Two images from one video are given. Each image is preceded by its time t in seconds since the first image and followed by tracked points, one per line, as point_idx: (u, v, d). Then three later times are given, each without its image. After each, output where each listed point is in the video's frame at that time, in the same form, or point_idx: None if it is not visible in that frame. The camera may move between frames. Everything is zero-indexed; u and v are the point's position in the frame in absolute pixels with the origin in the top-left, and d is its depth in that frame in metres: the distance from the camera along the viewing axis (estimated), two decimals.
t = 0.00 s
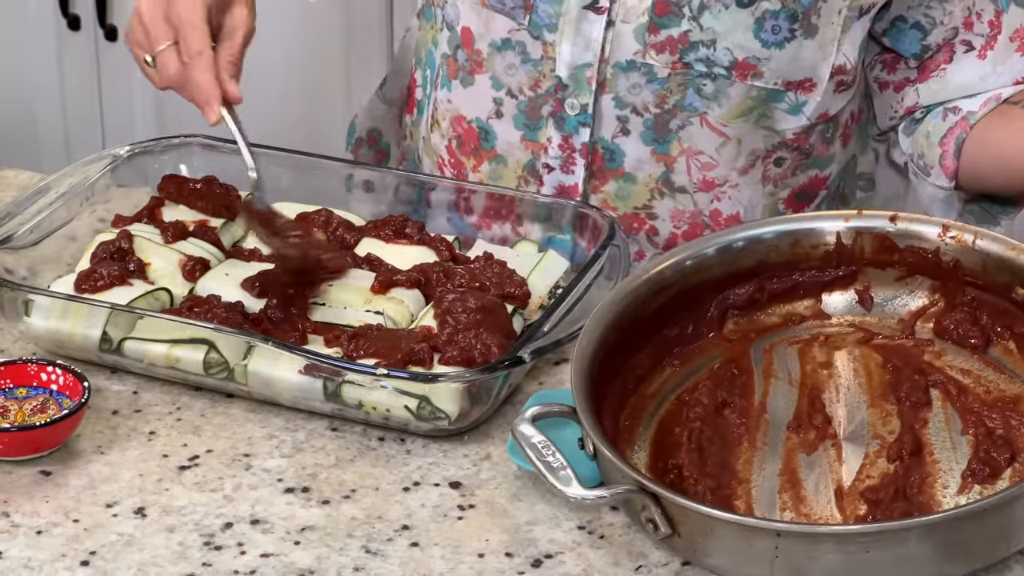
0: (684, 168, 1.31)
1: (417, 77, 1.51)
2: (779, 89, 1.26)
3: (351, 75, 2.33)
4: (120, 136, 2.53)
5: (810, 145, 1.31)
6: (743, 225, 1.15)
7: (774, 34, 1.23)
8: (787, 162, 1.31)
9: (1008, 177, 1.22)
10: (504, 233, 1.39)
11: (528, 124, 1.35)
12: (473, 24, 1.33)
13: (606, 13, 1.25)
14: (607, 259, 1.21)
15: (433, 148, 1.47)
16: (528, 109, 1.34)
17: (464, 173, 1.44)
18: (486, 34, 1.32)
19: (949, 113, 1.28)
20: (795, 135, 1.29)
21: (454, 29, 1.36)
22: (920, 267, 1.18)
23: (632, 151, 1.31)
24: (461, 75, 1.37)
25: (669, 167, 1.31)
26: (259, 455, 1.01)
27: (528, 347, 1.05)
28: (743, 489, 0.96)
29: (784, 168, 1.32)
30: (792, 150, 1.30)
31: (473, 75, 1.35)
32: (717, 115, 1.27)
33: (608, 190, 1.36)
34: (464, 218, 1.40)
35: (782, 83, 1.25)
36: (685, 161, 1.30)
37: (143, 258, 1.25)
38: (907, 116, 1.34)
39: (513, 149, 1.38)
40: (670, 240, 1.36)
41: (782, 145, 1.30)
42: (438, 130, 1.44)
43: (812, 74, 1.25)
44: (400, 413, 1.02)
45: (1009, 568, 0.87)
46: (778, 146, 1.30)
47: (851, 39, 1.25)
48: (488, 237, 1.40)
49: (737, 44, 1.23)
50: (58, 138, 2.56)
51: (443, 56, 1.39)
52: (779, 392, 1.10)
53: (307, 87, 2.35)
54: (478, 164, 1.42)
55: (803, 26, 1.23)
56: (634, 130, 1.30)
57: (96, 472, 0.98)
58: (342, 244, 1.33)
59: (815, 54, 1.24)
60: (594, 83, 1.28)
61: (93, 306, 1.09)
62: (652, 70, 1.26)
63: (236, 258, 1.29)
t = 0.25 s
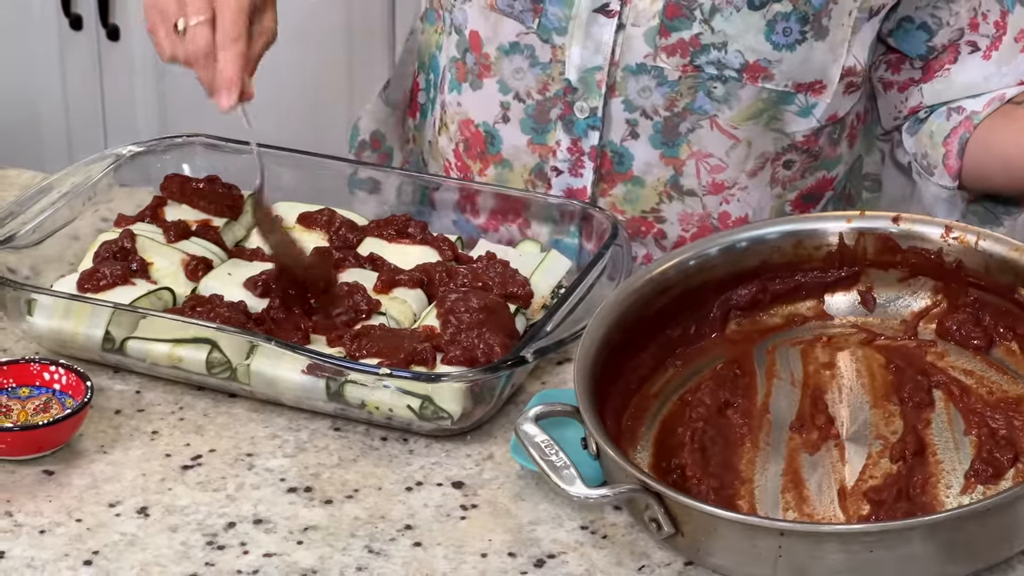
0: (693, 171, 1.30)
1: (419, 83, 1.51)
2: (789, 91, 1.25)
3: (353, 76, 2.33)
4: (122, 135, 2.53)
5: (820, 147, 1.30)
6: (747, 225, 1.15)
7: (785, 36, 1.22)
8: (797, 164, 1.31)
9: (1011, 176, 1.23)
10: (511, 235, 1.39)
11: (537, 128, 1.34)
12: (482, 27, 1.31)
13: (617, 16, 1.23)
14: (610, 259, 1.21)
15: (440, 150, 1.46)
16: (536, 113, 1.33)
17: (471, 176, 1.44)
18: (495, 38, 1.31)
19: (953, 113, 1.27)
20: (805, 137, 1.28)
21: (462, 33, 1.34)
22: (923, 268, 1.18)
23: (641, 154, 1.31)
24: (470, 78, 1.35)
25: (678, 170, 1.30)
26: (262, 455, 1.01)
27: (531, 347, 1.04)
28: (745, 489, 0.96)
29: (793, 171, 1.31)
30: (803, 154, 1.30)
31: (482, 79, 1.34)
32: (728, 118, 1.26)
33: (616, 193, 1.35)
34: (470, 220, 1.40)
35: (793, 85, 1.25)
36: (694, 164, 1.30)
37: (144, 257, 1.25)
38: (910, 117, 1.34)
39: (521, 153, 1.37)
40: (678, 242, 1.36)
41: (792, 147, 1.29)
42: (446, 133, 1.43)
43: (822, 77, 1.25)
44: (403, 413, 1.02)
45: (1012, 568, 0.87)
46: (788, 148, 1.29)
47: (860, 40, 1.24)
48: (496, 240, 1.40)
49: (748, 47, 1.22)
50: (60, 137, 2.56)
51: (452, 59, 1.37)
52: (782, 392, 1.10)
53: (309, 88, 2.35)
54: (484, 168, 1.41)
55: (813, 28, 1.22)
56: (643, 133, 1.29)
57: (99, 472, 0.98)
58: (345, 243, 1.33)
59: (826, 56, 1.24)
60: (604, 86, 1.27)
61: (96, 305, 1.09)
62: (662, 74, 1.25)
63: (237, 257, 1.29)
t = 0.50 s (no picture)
0: (695, 172, 1.30)
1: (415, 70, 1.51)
2: (792, 91, 1.25)
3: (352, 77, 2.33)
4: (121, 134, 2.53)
5: (821, 149, 1.30)
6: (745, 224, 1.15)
7: (787, 37, 1.23)
8: (798, 164, 1.30)
9: (1010, 176, 1.23)
10: (514, 235, 1.38)
11: (538, 128, 1.34)
12: (483, 24, 1.31)
13: (616, 17, 1.23)
14: (609, 259, 1.21)
15: (440, 148, 1.46)
16: (537, 113, 1.33)
17: (473, 175, 1.43)
18: (496, 35, 1.31)
19: (951, 113, 1.27)
20: (807, 138, 1.28)
21: (463, 30, 1.34)
22: (921, 267, 1.18)
23: (642, 155, 1.30)
24: (470, 77, 1.35)
25: (680, 173, 1.30)
26: (260, 455, 1.01)
27: (530, 346, 1.04)
28: (744, 489, 0.96)
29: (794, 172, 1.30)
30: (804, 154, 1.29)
31: (482, 77, 1.34)
32: (729, 119, 1.26)
33: (617, 196, 1.35)
34: (472, 220, 1.40)
35: (794, 86, 1.25)
36: (696, 166, 1.29)
37: (144, 257, 1.23)
38: (909, 117, 1.33)
39: (523, 152, 1.37)
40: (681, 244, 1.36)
41: (793, 148, 1.29)
42: (446, 131, 1.43)
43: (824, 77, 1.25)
44: (401, 413, 1.01)
45: (1010, 568, 0.87)
46: (789, 148, 1.29)
47: (861, 42, 1.25)
48: (499, 240, 1.39)
49: (750, 48, 1.23)
50: (59, 136, 2.56)
51: (453, 56, 1.37)
52: (780, 392, 1.10)
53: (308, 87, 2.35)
54: (486, 167, 1.41)
55: (816, 30, 1.22)
56: (644, 134, 1.29)
57: (97, 471, 0.98)
58: (344, 242, 1.33)
59: (828, 58, 1.24)
60: (603, 88, 1.27)
61: (94, 304, 1.09)
62: (664, 75, 1.25)
63: (238, 258, 1.29)
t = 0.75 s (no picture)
0: (691, 171, 1.29)
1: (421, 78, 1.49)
2: (786, 90, 1.25)
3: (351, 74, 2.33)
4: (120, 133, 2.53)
5: (816, 148, 1.30)
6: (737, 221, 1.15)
7: (780, 36, 1.22)
8: (793, 165, 1.30)
9: (1008, 173, 1.22)
10: (511, 236, 1.39)
11: (536, 128, 1.34)
12: (477, 26, 1.31)
13: (612, 15, 1.23)
14: (609, 258, 1.21)
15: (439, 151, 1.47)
16: (534, 113, 1.33)
17: (470, 176, 1.43)
18: (491, 37, 1.31)
19: (949, 111, 1.28)
20: (802, 137, 1.28)
21: (458, 32, 1.34)
22: (920, 259, 1.17)
23: (638, 155, 1.30)
24: (465, 79, 1.35)
25: (675, 170, 1.30)
26: (260, 454, 1.01)
27: (529, 346, 1.04)
28: (744, 487, 0.96)
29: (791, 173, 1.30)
30: (799, 154, 1.29)
31: (478, 78, 1.34)
32: (723, 119, 1.26)
33: (613, 195, 1.34)
34: (472, 221, 1.40)
35: (789, 84, 1.25)
36: (691, 164, 1.29)
37: (142, 255, 1.25)
38: (907, 117, 1.33)
39: (520, 152, 1.37)
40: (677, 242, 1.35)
41: (788, 148, 1.29)
42: (443, 134, 1.43)
43: (818, 75, 1.25)
44: (401, 412, 1.01)
45: (1010, 566, 0.87)
46: (784, 148, 1.28)
47: (858, 40, 1.24)
48: (497, 241, 1.39)
49: (743, 47, 1.22)
50: (59, 135, 2.56)
51: (448, 58, 1.37)
52: (780, 388, 1.10)
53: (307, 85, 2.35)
54: (485, 168, 1.41)
55: (809, 27, 1.22)
56: (640, 133, 1.28)
57: (97, 471, 0.98)
58: (344, 241, 1.33)
59: (821, 55, 1.24)
60: (599, 86, 1.26)
61: (94, 303, 1.09)
62: (658, 74, 1.25)
63: (236, 258, 1.31)
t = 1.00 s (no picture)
0: (718, 174, 1.32)
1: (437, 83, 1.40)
2: (819, 92, 1.26)
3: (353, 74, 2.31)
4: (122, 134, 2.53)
5: (853, 154, 1.32)
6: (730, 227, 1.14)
7: (815, 37, 1.23)
8: (832, 174, 1.32)
9: (1006, 172, 1.20)
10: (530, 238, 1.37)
11: (559, 134, 1.34)
12: (502, 32, 1.30)
13: (644, 23, 1.24)
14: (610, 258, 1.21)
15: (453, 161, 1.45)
16: (559, 119, 1.33)
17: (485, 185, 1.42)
18: (517, 44, 1.30)
19: (949, 108, 1.27)
20: (838, 144, 1.30)
21: (481, 38, 1.32)
22: (922, 254, 1.17)
23: (665, 160, 1.32)
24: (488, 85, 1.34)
25: (703, 173, 1.32)
26: (262, 454, 1.01)
27: (531, 346, 1.04)
28: (743, 482, 0.97)
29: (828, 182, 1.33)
30: (835, 162, 1.31)
31: (501, 85, 1.33)
32: (755, 120, 1.28)
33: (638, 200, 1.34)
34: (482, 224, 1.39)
35: (822, 87, 1.26)
36: (719, 166, 1.31)
37: (144, 255, 1.25)
38: (908, 113, 1.35)
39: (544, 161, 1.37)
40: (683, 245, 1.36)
41: (827, 156, 1.31)
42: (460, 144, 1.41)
43: (851, 77, 1.25)
44: (403, 412, 1.02)
45: (1011, 566, 0.87)
46: (823, 157, 1.31)
47: (889, 40, 1.24)
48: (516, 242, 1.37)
49: (778, 49, 1.24)
50: (61, 135, 2.56)
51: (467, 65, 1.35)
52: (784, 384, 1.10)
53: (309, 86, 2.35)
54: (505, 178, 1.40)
55: (843, 27, 1.23)
56: (667, 138, 1.30)
57: (99, 470, 0.98)
58: (346, 241, 1.33)
59: (855, 56, 1.24)
60: (629, 94, 1.27)
61: (96, 303, 1.09)
62: (690, 78, 1.26)
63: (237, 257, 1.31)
